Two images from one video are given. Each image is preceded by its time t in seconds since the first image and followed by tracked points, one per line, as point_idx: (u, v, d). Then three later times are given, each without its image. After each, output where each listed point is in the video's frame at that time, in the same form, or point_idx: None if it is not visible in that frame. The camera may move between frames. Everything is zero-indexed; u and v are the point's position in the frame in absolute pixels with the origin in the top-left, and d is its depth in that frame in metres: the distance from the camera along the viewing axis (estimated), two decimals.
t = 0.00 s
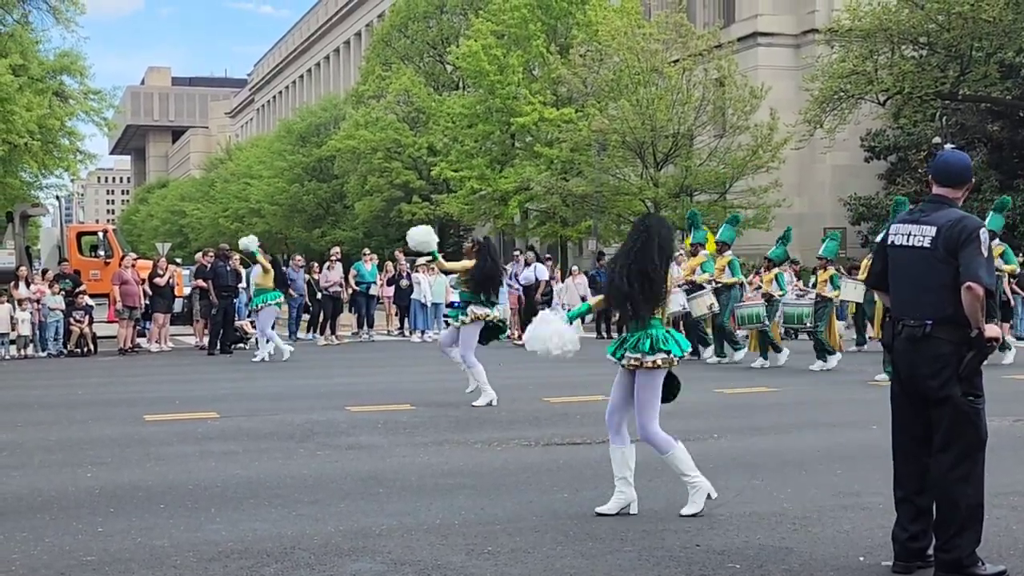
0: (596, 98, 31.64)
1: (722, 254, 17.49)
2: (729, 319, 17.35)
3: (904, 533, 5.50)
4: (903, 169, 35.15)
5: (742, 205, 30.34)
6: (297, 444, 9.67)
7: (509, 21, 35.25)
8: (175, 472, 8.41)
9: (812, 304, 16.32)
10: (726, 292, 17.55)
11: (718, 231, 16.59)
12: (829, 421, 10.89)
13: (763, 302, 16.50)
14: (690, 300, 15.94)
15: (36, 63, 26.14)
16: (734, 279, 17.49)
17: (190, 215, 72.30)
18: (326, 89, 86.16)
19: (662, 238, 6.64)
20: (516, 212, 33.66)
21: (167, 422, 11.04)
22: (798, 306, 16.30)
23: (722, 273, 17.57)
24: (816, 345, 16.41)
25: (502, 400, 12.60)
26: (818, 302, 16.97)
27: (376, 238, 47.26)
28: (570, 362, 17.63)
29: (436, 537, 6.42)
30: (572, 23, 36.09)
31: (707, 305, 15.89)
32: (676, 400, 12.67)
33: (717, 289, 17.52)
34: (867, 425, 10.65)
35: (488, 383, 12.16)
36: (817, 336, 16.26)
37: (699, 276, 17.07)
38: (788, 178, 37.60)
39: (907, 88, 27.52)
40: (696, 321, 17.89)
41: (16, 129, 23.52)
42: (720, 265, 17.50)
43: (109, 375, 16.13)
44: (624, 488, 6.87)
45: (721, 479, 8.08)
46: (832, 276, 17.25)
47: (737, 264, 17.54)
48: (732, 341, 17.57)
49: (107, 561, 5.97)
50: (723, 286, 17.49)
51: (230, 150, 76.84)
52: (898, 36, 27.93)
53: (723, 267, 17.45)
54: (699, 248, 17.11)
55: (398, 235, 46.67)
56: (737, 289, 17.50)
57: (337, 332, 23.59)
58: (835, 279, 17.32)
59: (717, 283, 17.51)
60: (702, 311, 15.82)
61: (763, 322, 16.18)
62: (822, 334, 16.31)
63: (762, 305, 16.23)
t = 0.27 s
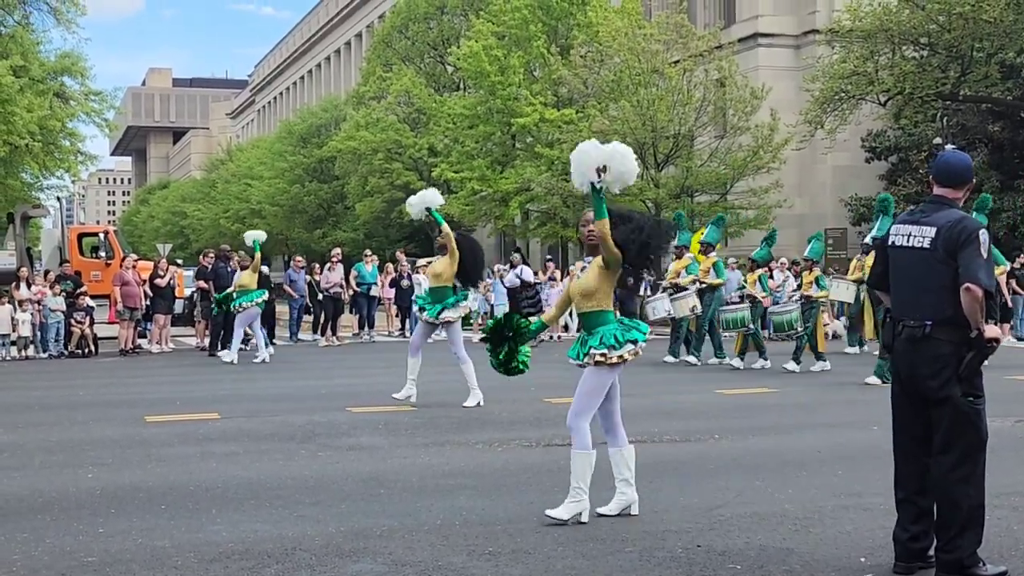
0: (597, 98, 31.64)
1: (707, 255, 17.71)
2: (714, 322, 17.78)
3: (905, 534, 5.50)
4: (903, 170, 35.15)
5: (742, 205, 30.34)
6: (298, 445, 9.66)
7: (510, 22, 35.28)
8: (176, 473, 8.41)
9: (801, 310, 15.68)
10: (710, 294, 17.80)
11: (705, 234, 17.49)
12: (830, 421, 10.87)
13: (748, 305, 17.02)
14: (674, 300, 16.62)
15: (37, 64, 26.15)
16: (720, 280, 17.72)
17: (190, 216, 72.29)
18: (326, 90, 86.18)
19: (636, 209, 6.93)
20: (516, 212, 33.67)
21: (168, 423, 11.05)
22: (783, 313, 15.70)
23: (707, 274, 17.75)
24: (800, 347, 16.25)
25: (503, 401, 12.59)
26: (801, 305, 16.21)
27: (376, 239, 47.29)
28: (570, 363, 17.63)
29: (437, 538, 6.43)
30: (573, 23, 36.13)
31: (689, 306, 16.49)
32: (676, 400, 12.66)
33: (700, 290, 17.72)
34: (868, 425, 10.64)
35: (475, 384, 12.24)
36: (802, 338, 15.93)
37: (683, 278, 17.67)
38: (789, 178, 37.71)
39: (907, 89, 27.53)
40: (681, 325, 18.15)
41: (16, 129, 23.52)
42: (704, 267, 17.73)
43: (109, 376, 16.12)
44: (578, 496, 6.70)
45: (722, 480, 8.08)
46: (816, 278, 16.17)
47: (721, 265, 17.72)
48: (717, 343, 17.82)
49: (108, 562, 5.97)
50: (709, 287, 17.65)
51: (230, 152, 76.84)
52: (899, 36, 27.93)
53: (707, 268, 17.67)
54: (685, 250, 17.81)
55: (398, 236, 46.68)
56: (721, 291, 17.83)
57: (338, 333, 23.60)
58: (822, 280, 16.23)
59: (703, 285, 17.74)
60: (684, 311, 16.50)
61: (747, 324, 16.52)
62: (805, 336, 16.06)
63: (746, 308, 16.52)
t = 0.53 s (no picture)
0: (597, 99, 31.65)
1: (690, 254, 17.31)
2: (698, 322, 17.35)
3: (905, 534, 5.50)
4: (904, 171, 35.14)
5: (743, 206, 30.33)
6: (299, 446, 9.67)
7: (510, 23, 35.27)
8: (177, 474, 8.41)
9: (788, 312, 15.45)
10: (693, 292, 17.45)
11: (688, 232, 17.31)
12: (831, 422, 10.87)
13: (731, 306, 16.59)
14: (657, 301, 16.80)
15: (37, 65, 26.15)
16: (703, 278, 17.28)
17: (191, 218, 72.30)
18: (326, 91, 86.19)
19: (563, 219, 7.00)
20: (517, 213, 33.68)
21: (169, 425, 11.05)
22: (771, 318, 15.40)
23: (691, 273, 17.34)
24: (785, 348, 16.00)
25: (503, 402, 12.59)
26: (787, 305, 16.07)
27: (377, 240, 47.27)
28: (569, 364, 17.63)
29: (437, 539, 6.43)
30: (573, 25, 36.01)
31: (672, 308, 16.76)
32: (676, 401, 12.66)
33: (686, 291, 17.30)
34: (869, 426, 10.65)
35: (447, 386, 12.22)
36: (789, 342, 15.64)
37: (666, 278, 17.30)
38: (789, 179, 37.71)
39: (908, 90, 27.53)
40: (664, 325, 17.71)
41: (17, 131, 23.53)
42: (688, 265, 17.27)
43: (110, 378, 16.11)
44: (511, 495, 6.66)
45: (723, 480, 8.08)
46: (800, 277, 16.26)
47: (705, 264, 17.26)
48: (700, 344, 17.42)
49: (109, 563, 5.98)
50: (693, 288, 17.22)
51: (230, 153, 76.83)
52: (899, 37, 27.92)
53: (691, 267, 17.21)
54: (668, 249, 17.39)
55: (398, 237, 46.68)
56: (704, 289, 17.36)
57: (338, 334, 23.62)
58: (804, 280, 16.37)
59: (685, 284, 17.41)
60: (668, 314, 16.74)
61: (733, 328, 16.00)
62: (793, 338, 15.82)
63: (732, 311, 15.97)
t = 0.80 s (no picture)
0: (597, 100, 31.64)
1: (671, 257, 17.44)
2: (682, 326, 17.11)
3: (905, 535, 5.50)
4: (903, 171, 35.14)
5: (742, 207, 30.34)
6: (299, 447, 9.67)
7: (509, 24, 35.27)
8: (176, 476, 8.40)
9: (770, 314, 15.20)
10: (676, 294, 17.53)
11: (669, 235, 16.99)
12: (831, 423, 10.86)
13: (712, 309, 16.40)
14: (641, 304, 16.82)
15: (36, 67, 26.15)
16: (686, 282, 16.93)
17: (191, 219, 72.30)
18: (326, 92, 86.19)
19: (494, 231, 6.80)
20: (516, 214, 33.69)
21: (168, 426, 11.04)
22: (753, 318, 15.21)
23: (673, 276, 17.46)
24: (769, 349, 15.82)
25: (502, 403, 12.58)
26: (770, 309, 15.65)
27: (376, 241, 47.27)
28: (568, 365, 17.61)
29: (437, 540, 6.42)
30: (572, 26, 35.68)
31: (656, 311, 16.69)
32: (676, 402, 12.66)
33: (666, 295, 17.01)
34: (868, 426, 10.64)
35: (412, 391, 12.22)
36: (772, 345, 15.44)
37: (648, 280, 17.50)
38: (788, 179, 37.73)
39: (907, 90, 27.56)
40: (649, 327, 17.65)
41: (16, 133, 23.52)
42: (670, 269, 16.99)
43: (110, 380, 16.10)
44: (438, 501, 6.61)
45: (723, 481, 8.08)
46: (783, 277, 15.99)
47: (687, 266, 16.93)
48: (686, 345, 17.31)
49: (109, 565, 5.97)
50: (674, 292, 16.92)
51: (230, 154, 76.84)
52: (898, 37, 27.93)
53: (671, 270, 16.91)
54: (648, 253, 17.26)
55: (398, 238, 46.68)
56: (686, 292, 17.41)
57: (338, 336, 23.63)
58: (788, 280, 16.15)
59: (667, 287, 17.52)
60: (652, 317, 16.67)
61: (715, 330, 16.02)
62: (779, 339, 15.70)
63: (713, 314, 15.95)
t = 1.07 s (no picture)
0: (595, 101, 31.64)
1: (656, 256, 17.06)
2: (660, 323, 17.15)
3: (905, 535, 5.49)
4: (903, 171, 35.14)
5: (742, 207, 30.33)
6: (298, 449, 9.67)
7: (508, 25, 35.25)
8: (176, 477, 8.41)
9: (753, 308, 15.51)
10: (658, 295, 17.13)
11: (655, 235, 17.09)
12: (831, 424, 10.87)
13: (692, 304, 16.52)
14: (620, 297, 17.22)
15: (35, 69, 26.15)
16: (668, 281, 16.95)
17: (190, 221, 72.30)
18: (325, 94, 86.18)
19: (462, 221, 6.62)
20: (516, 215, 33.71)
21: (168, 428, 11.04)
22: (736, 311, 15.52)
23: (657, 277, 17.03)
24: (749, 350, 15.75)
25: (502, 404, 12.59)
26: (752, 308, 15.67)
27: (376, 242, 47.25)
28: (567, 366, 17.61)
29: (437, 541, 6.42)
30: (571, 26, 35.67)
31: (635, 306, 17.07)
32: (675, 403, 12.66)
33: (650, 292, 17.16)
34: (867, 427, 10.65)
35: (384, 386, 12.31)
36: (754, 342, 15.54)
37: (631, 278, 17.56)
38: (788, 180, 37.70)
39: (906, 90, 27.57)
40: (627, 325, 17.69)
41: (15, 134, 23.52)
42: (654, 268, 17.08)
43: (110, 381, 16.10)
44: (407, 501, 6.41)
45: (722, 482, 8.08)
46: (767, 279, 15.67)
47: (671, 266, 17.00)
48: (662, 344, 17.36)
49: (108, 566, 5.97)
50: (656, 290, 17.02)
51: (229, 156, 76.85)
52: (898, 37, 27.93)
53: (656, 269, 16.96)
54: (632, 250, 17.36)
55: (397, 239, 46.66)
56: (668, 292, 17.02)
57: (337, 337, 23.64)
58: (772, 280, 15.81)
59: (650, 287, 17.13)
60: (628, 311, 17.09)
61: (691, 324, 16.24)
62: (759, 340, 15.63)
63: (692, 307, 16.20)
